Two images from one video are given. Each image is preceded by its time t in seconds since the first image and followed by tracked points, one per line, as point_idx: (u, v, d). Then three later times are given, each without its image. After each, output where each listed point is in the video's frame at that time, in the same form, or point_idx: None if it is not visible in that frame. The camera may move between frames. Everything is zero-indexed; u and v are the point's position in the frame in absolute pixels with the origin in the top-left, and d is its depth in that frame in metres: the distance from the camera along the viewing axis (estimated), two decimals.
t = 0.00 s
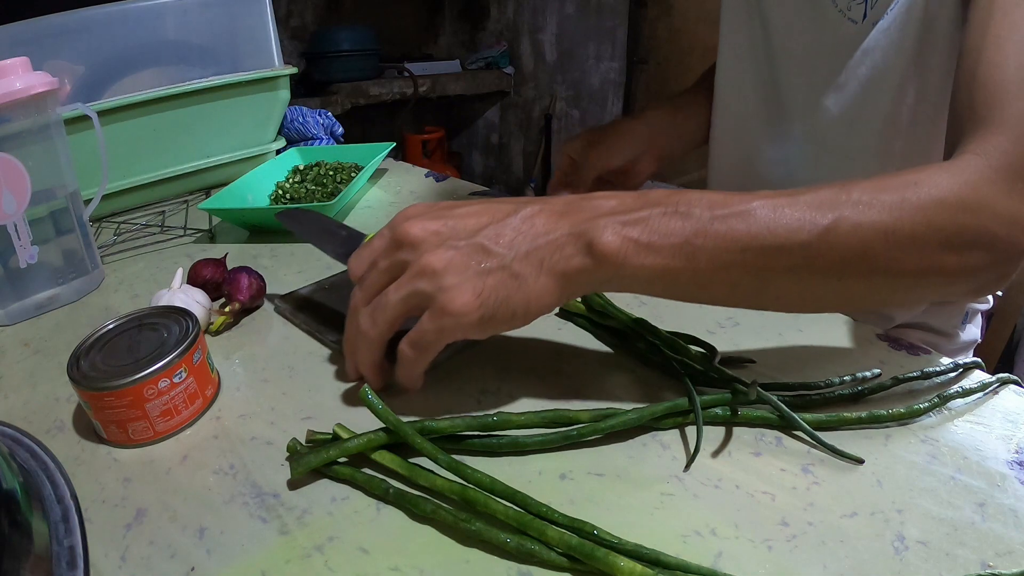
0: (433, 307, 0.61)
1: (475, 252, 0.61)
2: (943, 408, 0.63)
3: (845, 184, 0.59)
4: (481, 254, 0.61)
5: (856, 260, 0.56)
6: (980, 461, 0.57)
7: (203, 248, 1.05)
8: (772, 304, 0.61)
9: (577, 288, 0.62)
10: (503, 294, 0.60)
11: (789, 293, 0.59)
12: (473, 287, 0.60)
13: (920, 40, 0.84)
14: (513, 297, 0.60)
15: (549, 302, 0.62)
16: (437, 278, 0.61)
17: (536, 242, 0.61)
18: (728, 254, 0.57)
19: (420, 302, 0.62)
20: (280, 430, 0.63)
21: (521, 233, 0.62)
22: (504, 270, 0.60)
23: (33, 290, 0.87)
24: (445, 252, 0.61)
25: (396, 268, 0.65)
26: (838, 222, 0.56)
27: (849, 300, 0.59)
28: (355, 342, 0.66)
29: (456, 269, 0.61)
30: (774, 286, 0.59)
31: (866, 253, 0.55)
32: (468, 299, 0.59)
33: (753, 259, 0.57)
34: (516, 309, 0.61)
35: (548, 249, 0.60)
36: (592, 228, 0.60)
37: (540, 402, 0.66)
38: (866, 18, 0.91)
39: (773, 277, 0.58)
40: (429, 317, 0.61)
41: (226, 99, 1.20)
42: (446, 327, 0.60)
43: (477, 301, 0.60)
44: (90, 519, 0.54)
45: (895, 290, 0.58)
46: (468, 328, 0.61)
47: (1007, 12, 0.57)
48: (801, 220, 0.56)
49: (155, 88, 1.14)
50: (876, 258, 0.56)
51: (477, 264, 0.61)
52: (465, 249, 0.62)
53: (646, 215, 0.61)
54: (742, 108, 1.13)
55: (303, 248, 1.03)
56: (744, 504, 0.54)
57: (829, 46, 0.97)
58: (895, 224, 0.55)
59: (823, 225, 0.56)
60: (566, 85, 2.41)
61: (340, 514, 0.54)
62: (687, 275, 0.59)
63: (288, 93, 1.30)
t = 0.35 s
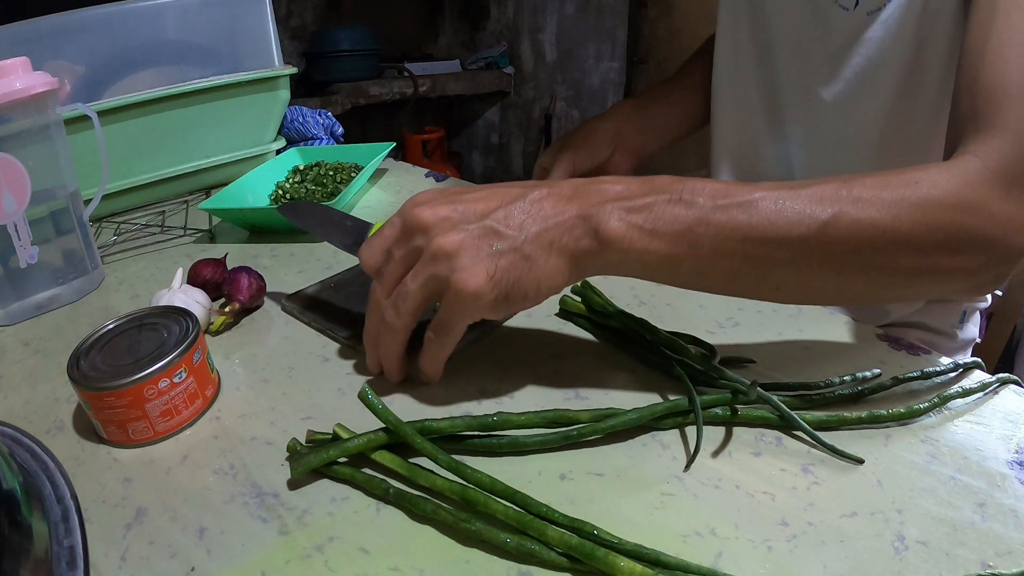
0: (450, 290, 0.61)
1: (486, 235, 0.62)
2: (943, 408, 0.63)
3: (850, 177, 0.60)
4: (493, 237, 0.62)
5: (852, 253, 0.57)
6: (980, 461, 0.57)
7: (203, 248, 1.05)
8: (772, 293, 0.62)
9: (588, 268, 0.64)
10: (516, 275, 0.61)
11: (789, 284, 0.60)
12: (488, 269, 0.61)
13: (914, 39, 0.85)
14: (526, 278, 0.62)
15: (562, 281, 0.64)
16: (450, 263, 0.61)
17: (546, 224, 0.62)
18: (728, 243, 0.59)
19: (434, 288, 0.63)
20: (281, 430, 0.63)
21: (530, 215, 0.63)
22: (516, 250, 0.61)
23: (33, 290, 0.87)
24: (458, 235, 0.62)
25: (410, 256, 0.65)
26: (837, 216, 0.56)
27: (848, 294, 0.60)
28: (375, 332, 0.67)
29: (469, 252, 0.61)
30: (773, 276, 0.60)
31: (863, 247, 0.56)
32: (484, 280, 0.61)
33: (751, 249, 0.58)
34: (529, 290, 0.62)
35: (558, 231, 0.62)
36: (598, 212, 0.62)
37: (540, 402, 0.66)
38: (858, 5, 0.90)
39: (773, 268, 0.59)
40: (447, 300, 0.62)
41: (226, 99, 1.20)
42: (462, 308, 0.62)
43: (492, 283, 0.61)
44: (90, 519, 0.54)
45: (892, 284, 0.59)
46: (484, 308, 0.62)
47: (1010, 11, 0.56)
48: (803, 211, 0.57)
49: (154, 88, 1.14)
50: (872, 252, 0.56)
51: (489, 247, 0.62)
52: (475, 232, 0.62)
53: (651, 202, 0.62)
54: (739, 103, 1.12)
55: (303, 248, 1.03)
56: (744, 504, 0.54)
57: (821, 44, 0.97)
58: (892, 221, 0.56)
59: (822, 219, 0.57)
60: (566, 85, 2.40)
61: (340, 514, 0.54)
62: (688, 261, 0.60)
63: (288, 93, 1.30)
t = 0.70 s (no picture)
0: (475, 299, 0.62)
1: (509, 244, 0.62)
2: (943, 408, 0.63)
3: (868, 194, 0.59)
4: (515, 245, 0.62)
5: (866, 271, 0.57)
6: (980, 461, 0.57)
7: (203, 248, 1.05)
8: (785, 304, 0.62)
9: (607, 274, 0.64)
10: (539, 284, 0.62)
11: (803, 297, 0.60)
12: (512, 278, 0.61)
13: (929, 50, 0.86)
14: (549, 286, 0.62)
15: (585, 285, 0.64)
16: (474, 272, 0.62)
17: (568, 231, 0.62)
18: (744, 256, 0.59)
19: (457, 295, 0.63)
20: (280, 430, 0.63)
21: (553, 223, 0.62)
22: (541, 259, 0.61)
23: (33, 290, 0.87)
24: (480, 245, 0.62)
25: (432, 262, 0.65)
26: (852, 234, 0.56)
27: (862, 308, 0.60)
28: (398, 333, 0.68)
29: (493, 262, 0.61)
30: (786, 288, 0.60)
31: (878, 264, 0.56)
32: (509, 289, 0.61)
33: (766, 263, 0.59)
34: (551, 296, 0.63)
35: (580, 239, 0.62)
36: (619, 219, 0.62)
37: (540, 402, 0.66)
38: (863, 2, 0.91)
39: (787, 281, 0.59)
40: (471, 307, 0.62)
41: (226, 99, 1.20)
42: (486, 316, 0.62)
43: (517, 291, 0.62)
44: (89, 519, 0.54)
45: (904, 300, 0.58)
46: (509, 315, 0.63)
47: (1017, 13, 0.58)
48: (819, 226, 0.57)
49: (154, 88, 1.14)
50: (887, 270, 0.56)
51: (512, 256, 0.61)
52: (496, 241, 0.62)
53: (668, 211, 0.62)
54: (750, 104, 1.15)
55: (303, 248, 1.03)
56: (744, 504, 0.54)
57: (832, 50, 0.99)
58: (908, 240, 0.55)
59: (838, 235, 0.57)
60: (566, 85, 2.40)
61: (339, 514, 0.54)
62: (704, 271, 0.61)
63: (288, 93, 1.30)
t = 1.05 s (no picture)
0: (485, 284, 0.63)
1: (518, 230, 0.63)
2: (942, 408, 0.63)
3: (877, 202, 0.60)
4: (525, 232, 0.63)
5: (870, 275, 0.58)
6: (980, 461, 0.57)
7: (203, 248, 1.05)
8: (791, 303, 0.63)
9: (614, 262, 0.66)
10: (547, 268, 0.63)
11: (807, 296, 0.61)
12: (521, 264, 0.63)
13: (933, 57, 0.85)
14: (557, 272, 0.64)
15: (591, 271, 0.65)
16: (483, 258, 0.63)
17: (576, 219, 0.63)
18: (750, 253, 0.60)
19: (467, 281, 0.65)
20: (280, 430, 0.63)
21: (561, 211, 0.64)
22: (548, 245, 0.63)
23: (33, 290, 0.87)
24: (490, 231, 0.63)
25: (443, 249, 0.66)
26: (859, 240, 0.58)
27: (864, 312, 0.61)
28: (415, 322, 0.69)
29: (503, 247, 0.63)
30: (791, 286, 0.61)
31: (882, 272, 0.57)
32: (517, 274, 0.62)
33: (772, 263, 0.60)
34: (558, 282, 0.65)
35: (587, 226, 0.63)
36: (628, 208, 0.63)
37: (540, 402, 0.66)
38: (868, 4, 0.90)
39: (792, 280, 0.60)
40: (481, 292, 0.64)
41: (227, 99, 1.20)
42: (496, 301, 0.64)
43: (525, 276, 0.63)
44: (90, 519, 0.54)
45: (909, 308, 0.60)
46: (518, 299, 0.64)
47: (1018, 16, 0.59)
48: (825, 229, 0.59)
49: (154, 88, 1.14)
50: (891, 276, 0.57)
51: (521, 242, 0.63)
52: (506, 227, 0.63)
53: (679, 205, 0.63)
54: (751, 108, 1.16)
55: (303, 248, 1.03)
56: (744, 504, 0.54)
57: (837, 53, 0.99)
58: (912, 250, 0.56)
59: (843, 240, 0.58)
60: (566, 85, 2.39)
61: (339, 514, 0.54)
62: (709, 265, 0.62)
63: (288, 93, 1.30)
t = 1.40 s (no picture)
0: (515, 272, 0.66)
1: (544, 220, 0.65)
2: (942, 408, 0.63)
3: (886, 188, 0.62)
4: (551, 222, 0.65)
5: (881, 258, 0.59)
6: (980, 461, 0.57)
7: (203, 248, 1.05)
8: (803, 288, 0.64)
9: (634, 252, 0.67)
10: (572, 256, 0.66)
11: (820, 280, 0.63)
12: (549, 252, 0.65)
13: (930, 51, 0.87)
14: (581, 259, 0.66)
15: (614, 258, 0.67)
16: (513, 247, 0.65)
17: (599, 208, 0.65)
18: (764, 238, 0.62)
19: (498, 269, 0.67)
20: (280, 430, 0.63)
21: (585, 201, 0.66)
22: (574, 233, 0.65)
23: (33, 290, 0.87)
24: (518, 221, 0.65)
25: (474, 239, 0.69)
26: (869, 223, 0.59)
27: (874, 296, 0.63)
28: (450, 308, 0.72)
29: (531, 237, 0.65)
30: (803, 271, 0.62)
31: (892, 253, 0.59)
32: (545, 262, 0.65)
33: (787, 247, 0.61)
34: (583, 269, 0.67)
35: (610, 215, 0.65)
36: (647, 197, 0.65)
37: (540, 402, 0.66)
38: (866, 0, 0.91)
39: (804, 263, 0.62)
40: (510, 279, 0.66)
41: (226, 99, 1.20)
42: (526, 287, 0.66)
43: (552, 264, 0.65)
44: (90, 519, 0.54)
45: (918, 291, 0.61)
46: (547, 285, 0.67)
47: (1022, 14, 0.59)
48: (836, 212, 0.60)
49: (154, 88, 1.14)
50: (901, 259, 0.59)
51: (548, 231, 0.65)
52: (533, 217, 0.65)
53: (696, 192, 0.65)
54: (751, 106, 1.17)
55: (303, 248, 1.03)
56: (744, 504, 0.54)
57: (838, 51, 1.00)
58: (920, 231, 0.58)
59: (854, 222, 0.60)
60: (566, 85, 2.38)
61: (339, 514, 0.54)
62: (725, 251, 0.63)
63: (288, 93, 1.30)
